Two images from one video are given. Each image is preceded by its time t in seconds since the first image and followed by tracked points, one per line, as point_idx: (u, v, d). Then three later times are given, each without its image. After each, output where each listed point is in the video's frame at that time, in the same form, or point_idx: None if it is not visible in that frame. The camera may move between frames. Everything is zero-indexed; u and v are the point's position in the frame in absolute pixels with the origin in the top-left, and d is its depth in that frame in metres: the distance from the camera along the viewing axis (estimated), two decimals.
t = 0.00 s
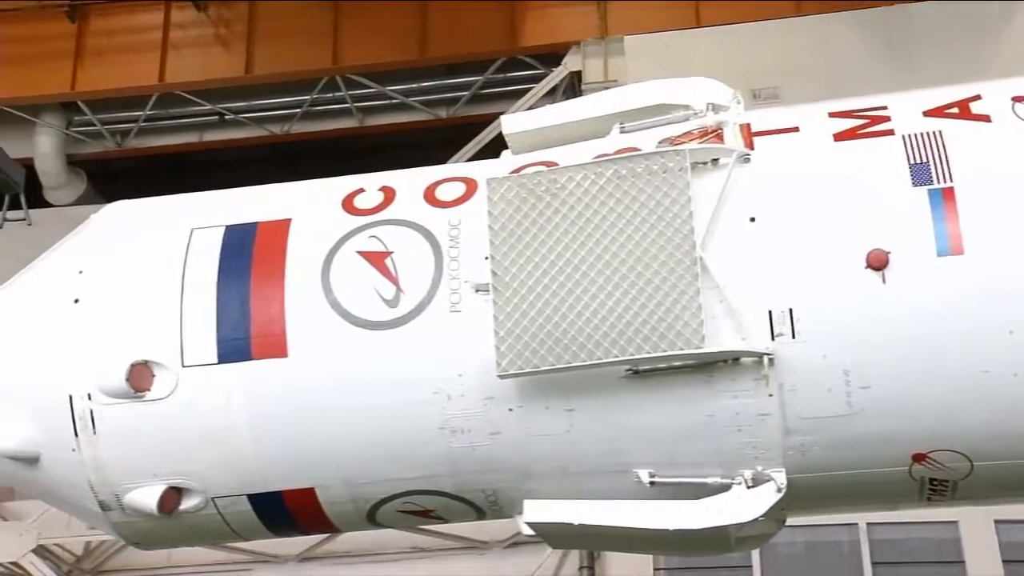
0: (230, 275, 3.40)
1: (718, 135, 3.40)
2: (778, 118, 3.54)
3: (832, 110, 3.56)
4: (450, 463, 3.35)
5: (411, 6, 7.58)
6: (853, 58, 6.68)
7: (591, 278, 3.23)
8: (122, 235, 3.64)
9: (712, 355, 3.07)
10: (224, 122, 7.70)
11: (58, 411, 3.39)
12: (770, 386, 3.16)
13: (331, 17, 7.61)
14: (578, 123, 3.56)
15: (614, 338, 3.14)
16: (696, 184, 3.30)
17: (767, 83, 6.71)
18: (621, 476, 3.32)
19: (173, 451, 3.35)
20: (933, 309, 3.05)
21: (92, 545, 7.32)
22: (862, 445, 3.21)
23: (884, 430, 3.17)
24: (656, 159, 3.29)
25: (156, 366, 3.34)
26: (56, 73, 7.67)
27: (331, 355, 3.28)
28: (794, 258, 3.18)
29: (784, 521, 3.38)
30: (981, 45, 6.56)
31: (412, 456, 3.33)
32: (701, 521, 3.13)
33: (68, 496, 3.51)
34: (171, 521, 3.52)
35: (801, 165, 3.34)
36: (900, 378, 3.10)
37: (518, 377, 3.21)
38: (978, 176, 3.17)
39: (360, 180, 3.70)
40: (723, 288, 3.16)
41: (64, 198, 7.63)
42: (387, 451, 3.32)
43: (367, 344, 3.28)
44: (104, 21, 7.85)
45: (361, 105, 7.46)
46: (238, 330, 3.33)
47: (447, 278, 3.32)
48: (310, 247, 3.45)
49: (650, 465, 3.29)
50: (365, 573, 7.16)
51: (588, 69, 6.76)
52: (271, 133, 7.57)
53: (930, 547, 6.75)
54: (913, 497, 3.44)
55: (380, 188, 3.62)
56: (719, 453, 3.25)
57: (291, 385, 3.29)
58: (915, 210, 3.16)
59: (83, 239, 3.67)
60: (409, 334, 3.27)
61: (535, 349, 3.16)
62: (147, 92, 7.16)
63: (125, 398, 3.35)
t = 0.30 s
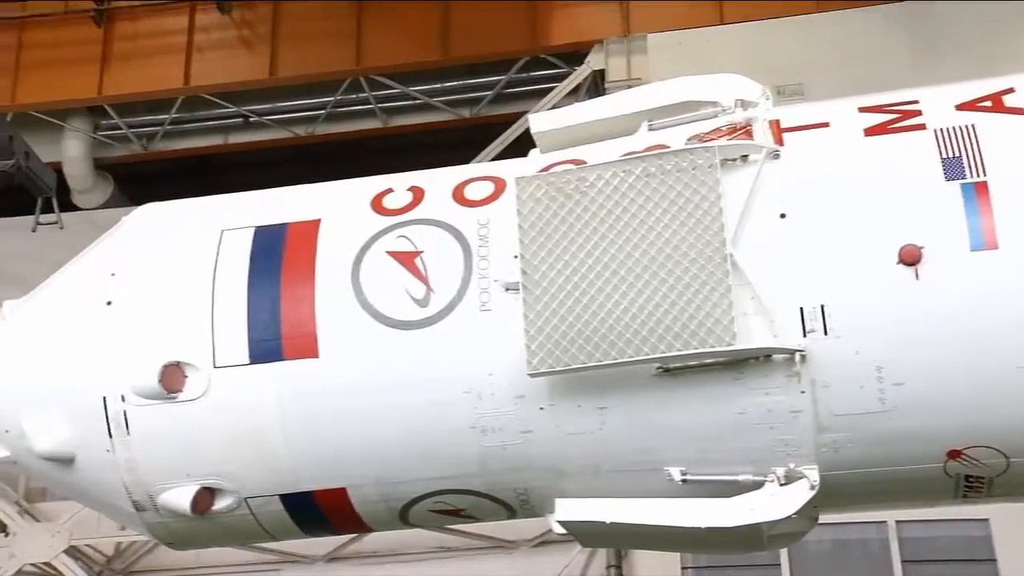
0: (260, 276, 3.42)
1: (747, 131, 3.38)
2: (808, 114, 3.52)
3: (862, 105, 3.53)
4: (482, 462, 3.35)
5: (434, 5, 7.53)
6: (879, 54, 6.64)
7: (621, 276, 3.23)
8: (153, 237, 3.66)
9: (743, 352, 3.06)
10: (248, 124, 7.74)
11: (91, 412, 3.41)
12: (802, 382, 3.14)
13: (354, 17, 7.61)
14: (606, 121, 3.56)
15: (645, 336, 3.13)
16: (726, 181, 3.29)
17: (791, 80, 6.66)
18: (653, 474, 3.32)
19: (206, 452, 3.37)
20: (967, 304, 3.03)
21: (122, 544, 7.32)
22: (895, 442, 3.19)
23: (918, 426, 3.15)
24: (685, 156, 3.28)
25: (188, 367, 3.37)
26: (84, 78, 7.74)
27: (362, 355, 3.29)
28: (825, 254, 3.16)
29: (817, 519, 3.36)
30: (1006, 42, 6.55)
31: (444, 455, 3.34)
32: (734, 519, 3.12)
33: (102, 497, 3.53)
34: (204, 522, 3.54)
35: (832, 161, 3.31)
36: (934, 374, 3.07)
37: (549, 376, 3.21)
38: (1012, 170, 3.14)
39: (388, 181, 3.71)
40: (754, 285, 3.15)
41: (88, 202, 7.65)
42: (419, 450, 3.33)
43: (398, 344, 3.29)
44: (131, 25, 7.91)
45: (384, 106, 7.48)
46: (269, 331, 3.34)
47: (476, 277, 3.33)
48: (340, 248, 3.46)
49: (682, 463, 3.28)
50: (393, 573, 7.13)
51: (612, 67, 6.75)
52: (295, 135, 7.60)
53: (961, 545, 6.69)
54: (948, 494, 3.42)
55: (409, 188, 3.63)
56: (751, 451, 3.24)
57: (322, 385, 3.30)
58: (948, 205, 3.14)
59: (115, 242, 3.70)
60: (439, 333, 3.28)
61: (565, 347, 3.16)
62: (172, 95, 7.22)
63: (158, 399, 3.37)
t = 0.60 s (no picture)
0: (291, 276, 3.43)
1: (777, 127, 3.36)
2: (838, 109, 3.49)
3: (893, 99, 3.50)
4: (513, 461, 3.35)
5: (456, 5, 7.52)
6: (906, 50, 6.57)
7: (651, 273, 3.22)
8: (184, 239, 3.68)
9: (775, 349, 3.05)
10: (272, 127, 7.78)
11: (124, 413, 3.43)
12: (835, 379, 3.12)
13: (376, 18, 7.60)
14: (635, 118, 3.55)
15: (676, 333, 3.12)
16: (756, 178, 3.27)
17: (816, 76, 6.57)
18: (685, 472, 3.31)
19: (239, 452, 3.39)
20: (1002, 299, 3.00)
21: (153, 544, 7.35)
22: (929, 438, 3.17)
23: (952, 423, 3.12)
24: (715, 153, 3.27)
25: (220, 368, 3.38)
26: (110, 82, 7.80)
27: (393, 354, 3.30)
28: (857, 250, 3.13)
29: (851, 516, 3.35)
30: None
31: (475, 454, 3.34)
32: (767, 517, 3.11)
33: (136, 497, 3.56)
34: (237, 522, 3.56)
35: (863, 155, 3.29)
36: (968, 370, 3.04)
37: (580, 374, 3.21)
38: None
39: (417, 180, 3.72)
40: (786, 282, 3.13)
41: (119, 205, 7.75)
42: (450, 450, 3.34)
43: (429, 343, 3.30)
44: (156, 29, 7.96)
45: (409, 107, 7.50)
46: (300, 332, 3.36)
47: (506, 276, 3.33)
48: (369, 248, 3.47)
49: (714, 460, 3.27)
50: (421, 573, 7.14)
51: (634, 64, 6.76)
52: (319, 136, 7.63)
53: (994, 544, 6.61)
54: (984, 490, 3.39)
55: (438, 187, 3.63)
56: (784, 448, 3.22)
57: (353, 385, 3.31)
58: (983, 199, 3.11)
59: (147, 244, 3.73)
60: (470, 332, 3.28)
61: (596, 346, 3.15)
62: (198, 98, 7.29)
63: (191, 400, 3.39)
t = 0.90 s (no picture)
0: (320, 276, 3.44)
1: (807, 123, 3.34)
2: (870, 104, 3.47)
3: (924, 94, 3.48)
4: (544, 460, 3.35)
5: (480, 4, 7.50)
6: (929, 46, 6.54)
7: (682, 271, 3.21)
8: (215, 239, 3.70)
9: (808, 345, 3.03)
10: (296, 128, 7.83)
11: (157, 414, 3.45)
12: (868, 375, 3.10)
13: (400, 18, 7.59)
14: (664, 115, 3.55)
15: (707, 331, 3.11)
16: (787, 174, 3.26)
17: (840, 72, 6.51)
18: (718, 470, 3.30)
19: (271, 452, 3.40)
20: None
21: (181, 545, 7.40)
22: (964, 434, 3.13)
23: (988, 419, 3.09)
24: (745, 149, 3.25)
25: (252, 368, 3.39)
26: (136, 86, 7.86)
27: (424, 354, 3.31)
28: (890, 245, 3.11)
29: (885, 513, 3.31)
30: None
31: (506, 453, 3.34)
32: (799, 514, 3.09)
33: (171, 498, 3.58)
34: (270, 522, 3.58)
35: (895, 150, 3.26)
36: (1004, 366, 3.01)
37: (611, 372, 3.20)
38: None
39: (446, 180, 3.73)
40: (818, 278, 3.11)
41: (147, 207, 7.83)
42: (481, 449, 3.34)
43: (459, 343, 3.30)
44: (181, 33, 8.00)
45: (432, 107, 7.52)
46: (330, 332, 3.37)
47: (536, 274, 3.33)
48: (398, 248, 3.47)
49: (746, 458, 3.26)
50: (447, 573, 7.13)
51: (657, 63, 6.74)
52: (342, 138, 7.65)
53: None
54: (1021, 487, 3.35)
55: (467, 187, 3.63)
56: (817, 445, 3.20)
57: (384, 384, 3.32)
58: (1017, 193, 3.07)
59: (177, 246, 3.75)
60: (501, 331, 3.28)
61: (627, 344, 3.15)
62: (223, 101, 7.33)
63: (223, 400, 3.40)
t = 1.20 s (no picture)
0: (352, 276, 3.45)
1: (838, 118, 3.32)
2: (901, 99, 3.44)
3: (957, 87, 3.45)
4: (576, 458, 3.35)
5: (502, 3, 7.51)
6: (956, 41, 6.48)
7: (713, 267, 3.20)
8: (245, 240, 3.72)
9: (841, 341, 3.01)
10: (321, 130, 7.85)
11: (190, 414, 3.47)
12: (902, 371, 3.07)
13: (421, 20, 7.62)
14: (693, 112, 3.54)
15: (739, 327, 3.10)
16: (818, 170, 3.24)
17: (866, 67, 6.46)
18: (751, 468, 3.28)
19: (303, 452, 3.41)
20: None
21: (210, 545, 7.44)
22: (1000, 430, 3.10)
23: None
24: (776, 145, 3.24)
25: (283, 368, 3.40)
26: (162, 90, 7.91)
27: (455, 353, 3.31)
28: (922, 240, 3.09)
29: (919, 511, 3.28)
30: None
31: (537, 452, 3.34)
32: (834, 511, 3.07)
33: (204, 498, 3.60)
34: (302, 522, 3.59)
35: (928, 144, 3.24)
36: None
37: (643, 370, 3.20)
38: None
39: (474, 178, 3.73)
40: (850, 274, 3.09)
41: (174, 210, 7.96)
42: (513, 448, 3.34)
43: (490, 342, 3.30)
44: (206, 36, 8.03)
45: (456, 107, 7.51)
46: (362, 332, 3.37)
47: (566, 272, 3.32)
48: (427, 247, 3.48)
49: (779, 455, 3.24)
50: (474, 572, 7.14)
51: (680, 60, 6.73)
52: (366, 139, 7.68)
53: None
54: None
55: (496, 185, 3.63)
56: (850, 442, 3.18)
57: (415, 383, 3.32)
58: None
59: (208, 247, 3.77)
60: (532, 329, 3.28)
61: (659, 341, 3.14)
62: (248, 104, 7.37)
63: (255, 401, 3.41)
